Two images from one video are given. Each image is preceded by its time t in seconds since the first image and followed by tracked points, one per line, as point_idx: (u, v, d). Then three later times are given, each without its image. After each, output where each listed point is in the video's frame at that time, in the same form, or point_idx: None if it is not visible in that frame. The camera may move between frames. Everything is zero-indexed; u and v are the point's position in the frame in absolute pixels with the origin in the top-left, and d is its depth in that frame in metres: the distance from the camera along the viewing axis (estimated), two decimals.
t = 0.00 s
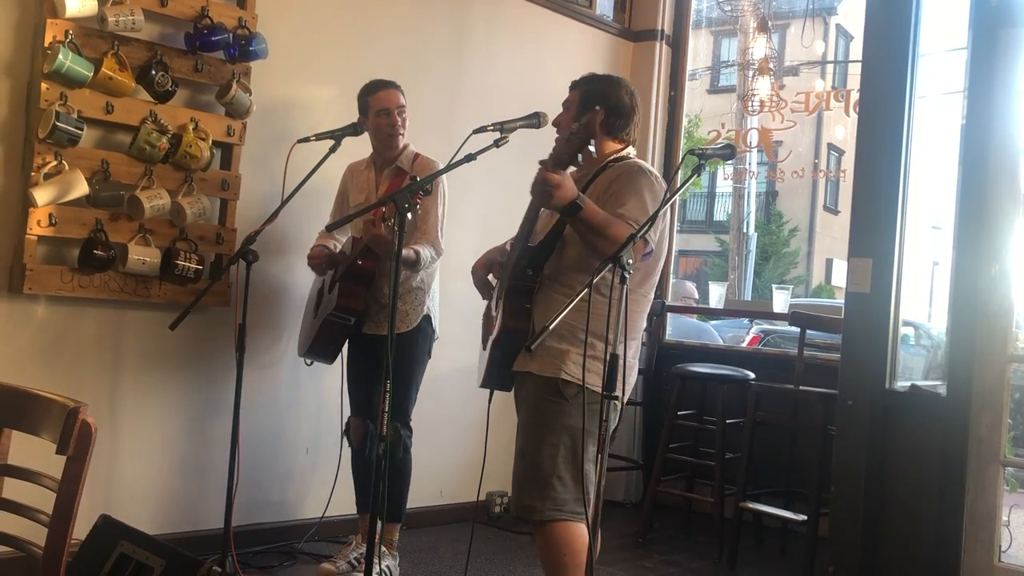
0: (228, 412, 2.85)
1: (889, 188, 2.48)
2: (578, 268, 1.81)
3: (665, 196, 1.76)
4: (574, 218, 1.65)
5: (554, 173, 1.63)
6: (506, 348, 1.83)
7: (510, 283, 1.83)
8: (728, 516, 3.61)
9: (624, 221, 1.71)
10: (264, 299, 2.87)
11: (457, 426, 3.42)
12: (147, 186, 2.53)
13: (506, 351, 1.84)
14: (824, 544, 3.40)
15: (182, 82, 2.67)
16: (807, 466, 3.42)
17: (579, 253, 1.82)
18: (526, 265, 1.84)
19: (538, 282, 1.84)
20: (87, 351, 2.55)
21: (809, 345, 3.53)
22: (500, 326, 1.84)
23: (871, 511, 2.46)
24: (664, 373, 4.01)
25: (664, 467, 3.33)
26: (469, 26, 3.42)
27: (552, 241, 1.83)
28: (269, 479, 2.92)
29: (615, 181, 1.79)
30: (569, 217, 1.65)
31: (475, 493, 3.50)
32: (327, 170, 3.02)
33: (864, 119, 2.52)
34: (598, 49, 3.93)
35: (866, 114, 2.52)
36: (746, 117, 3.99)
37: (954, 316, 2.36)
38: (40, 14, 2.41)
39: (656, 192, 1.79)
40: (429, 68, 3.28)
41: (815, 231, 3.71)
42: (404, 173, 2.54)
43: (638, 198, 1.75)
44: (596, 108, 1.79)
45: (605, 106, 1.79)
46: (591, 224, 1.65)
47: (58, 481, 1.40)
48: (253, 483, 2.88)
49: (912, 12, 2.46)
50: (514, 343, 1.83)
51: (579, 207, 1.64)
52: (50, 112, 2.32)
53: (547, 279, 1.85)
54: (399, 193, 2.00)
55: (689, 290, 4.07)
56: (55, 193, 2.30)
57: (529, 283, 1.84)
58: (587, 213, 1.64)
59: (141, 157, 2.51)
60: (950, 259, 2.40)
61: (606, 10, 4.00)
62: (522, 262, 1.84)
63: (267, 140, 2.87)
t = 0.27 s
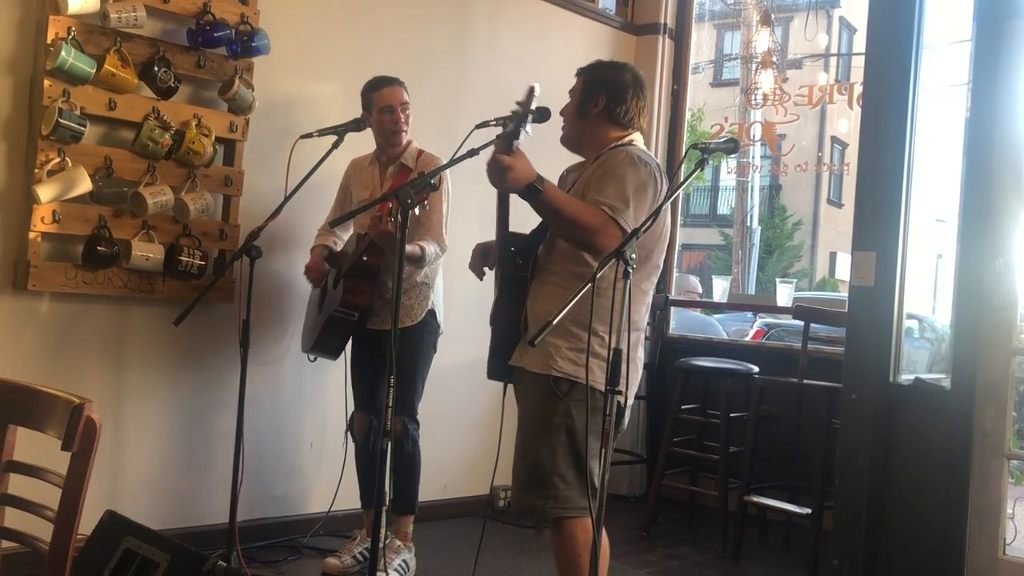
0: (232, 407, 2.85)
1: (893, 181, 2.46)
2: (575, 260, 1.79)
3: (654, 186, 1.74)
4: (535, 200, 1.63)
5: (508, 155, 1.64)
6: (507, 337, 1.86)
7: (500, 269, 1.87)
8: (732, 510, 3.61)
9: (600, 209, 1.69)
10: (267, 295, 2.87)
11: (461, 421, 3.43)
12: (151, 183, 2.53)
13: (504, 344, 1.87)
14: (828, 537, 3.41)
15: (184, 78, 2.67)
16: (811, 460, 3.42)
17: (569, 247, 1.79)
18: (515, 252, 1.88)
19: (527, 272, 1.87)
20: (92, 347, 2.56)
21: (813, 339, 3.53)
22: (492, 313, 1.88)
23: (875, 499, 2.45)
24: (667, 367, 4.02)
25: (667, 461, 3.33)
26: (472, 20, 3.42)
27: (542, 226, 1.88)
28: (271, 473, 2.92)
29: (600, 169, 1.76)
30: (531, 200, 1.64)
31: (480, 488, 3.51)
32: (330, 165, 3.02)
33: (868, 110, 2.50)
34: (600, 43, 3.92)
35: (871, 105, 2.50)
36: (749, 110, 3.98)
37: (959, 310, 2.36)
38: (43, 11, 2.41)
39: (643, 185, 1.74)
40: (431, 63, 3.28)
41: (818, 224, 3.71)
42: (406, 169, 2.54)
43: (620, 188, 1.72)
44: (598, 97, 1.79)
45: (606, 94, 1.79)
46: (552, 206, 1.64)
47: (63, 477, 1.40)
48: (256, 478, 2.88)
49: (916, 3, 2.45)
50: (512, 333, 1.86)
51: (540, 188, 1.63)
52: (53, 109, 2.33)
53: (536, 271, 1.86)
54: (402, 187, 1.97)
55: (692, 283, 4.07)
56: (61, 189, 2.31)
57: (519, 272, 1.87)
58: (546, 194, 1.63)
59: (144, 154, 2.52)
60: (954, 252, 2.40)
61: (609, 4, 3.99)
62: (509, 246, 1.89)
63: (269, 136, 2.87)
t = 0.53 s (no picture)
0: (239, 401, 2.87)
1: (897, 169, 2.47)
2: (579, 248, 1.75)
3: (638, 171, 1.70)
4: (502, 190, 1.59)
5: (469, 147, 1.59)
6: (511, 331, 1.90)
7: (497, 263, 1.95)
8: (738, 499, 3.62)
9: (575, 196, 1.64)
10: (272, 289, 2.88)
11: (467, 413, 3.44)
12: (155, 178, 2.54)
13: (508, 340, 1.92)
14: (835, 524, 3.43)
15: (186, 74, 2.67)
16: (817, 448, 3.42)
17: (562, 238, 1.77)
18: (512, 247, 1.95)
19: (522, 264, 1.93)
20: (98, 343, 2.57)
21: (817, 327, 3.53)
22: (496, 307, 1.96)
23: (881, 486, 2.49)
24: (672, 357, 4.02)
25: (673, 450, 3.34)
26: (472, 11, 3.40)
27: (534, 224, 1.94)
28: (280, 466, 2.94)
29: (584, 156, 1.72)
30: (496, 190, 1.59)
31: (486, 480, 3.52)
32: (332, 158, 3.01)
33: (870, 99, 2.53)
34: (602, 32, 3.91)
35: (873, 96, 2.52)
36: (751, 98, 3.97)
37: (963, 296, 2.35)
38: (44, 8, 2.42)
39: (624, 171, 1.68)
40: (433, 55, 3.27)
41: (822, 211, 3.70)
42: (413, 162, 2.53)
43: (599, 175, 1.66)
44: (596, 82, 1.78)
45: (602, 78, 1.77)
46: (520, 195, 1.59)
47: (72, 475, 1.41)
48: (266, 471, 2.91)
49: None
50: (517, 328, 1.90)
51: (505, 177, 1.58)
52: (56, 106, 2.33)
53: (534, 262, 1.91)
54: (405, 180, 1.96)
55: (696, 272, 4.06)
56: (65, 186, 2.32)
57: (517, 263, 1.94)
58: (512, 181, 1.58)
59: (148, 150, 2.52)
60: (959, 238, 2.39)
61: None
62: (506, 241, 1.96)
63: (272, 130, 2.87)
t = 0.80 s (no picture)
0: (243, 398, 2.87)
1: (898, 152, 2.45)
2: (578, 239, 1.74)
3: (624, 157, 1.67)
4: (480, 185, 1.58)
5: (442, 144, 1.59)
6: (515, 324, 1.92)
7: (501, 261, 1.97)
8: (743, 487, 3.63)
9: (556, 187, 1.62)
10: (274, 285, 2.88)
11: (472, 406, 3.44)
12: (154, 177, 2.53)
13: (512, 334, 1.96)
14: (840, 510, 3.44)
15: (184, 71, 2.66)
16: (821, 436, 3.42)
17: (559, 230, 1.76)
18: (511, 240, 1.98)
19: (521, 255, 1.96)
20: (101, 343, 2.57)
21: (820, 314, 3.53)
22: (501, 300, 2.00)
23: (886, 473, 2.47)
24: (675, 346, 4.02)
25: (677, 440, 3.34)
26: (470, 3, 3.39)
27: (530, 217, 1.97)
28: (285, 462, 2.95)
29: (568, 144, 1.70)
30: (474, 186, 1.59)
31: (491, 472, 3.53)
32: (332, 154, 3.01)
33: (870, 83, 2.51)
34: (600, 22, 3.89)
35: (871, 78, 2.51)
36: (751, 85, 3.96)
37: (965, 281, 2.35)
38: (40, 7, 2.41)
39: (608, 159, 1.65)
40: (431, 48, 3.26)
41: (823, 196, 3.68)
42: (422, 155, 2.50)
43: (581, 163, 1.64)
44: (593, 68, 1.77)
45: (599, 63, 1.76)
46: (497, 189, 1.58)
47: (77, 475, 1.42)
48: (271, 468, 2.91)
49: None
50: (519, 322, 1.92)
51: (481, 173, 1.58)
52: (54, 105, 2.32)
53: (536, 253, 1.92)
54: (404, 174, 1.95)
55: (698, 261, 4.06)
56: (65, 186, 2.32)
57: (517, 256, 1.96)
58: (488, 176, 1.58)
59: (147, 148, 2.51)
60: (959, 223, 2.39)
61: None
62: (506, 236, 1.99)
63: (271, 126, 2.86)
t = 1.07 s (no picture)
0: (244, 401, 2.87)
1: (897, 147, 2.45)
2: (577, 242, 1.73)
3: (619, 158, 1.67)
4: (472, 188, 1.59)
5: (433, 150, 1.62)
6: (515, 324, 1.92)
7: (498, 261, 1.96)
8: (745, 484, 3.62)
9: (550, 190, 1.62)
10: (273, 288, 2.88)
11: (473, 407, 3.44)
12: (152, 181, 2.53)
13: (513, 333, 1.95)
14: (843, 506, 3.44)
15: (180, 75, 2.66)
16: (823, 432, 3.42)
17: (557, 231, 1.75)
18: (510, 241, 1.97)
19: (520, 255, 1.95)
20: (101, 348, 2.57)
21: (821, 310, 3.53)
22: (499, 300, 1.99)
23: (888, 468, 2.46)
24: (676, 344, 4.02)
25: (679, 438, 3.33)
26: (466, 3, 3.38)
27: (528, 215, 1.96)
28: (287, 465, 2.94)
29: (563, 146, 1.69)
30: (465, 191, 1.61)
31: (493, 473, 3.52)
32: (329, 156, 3.01)
33: (868, 77, 2.50)
34: (597, 20, 3.88)
35: (868, 73, 2.51)
36: (749, 82, 3.95)
37: (964, 275, 2.34)
38: (35, 13, 2.41)
39: (603, 160, 1.64)
40: (427, 48, 3.26)
41: (822, 192, 3.69)
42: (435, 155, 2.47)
43: (574, 165, 1.64)
44: (588, 64, 1.77)
45: (594, 60, 1.76)
46: (488, 192, 1.59)
47: (78, 482, 1.41)
48: (272, 471, 2.91)
49: None
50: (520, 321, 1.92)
51: (471, 177, 1.59)
52: (50, 111, 2.32)
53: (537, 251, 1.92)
54: (402, 175, 1.94)
55: (698, 258, 4.05)
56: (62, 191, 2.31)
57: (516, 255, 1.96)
58: (479, 179, 1.59)
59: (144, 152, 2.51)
60: (958, 217, 2.39)
61: None
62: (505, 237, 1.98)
63: (268, 129, 2.86)
